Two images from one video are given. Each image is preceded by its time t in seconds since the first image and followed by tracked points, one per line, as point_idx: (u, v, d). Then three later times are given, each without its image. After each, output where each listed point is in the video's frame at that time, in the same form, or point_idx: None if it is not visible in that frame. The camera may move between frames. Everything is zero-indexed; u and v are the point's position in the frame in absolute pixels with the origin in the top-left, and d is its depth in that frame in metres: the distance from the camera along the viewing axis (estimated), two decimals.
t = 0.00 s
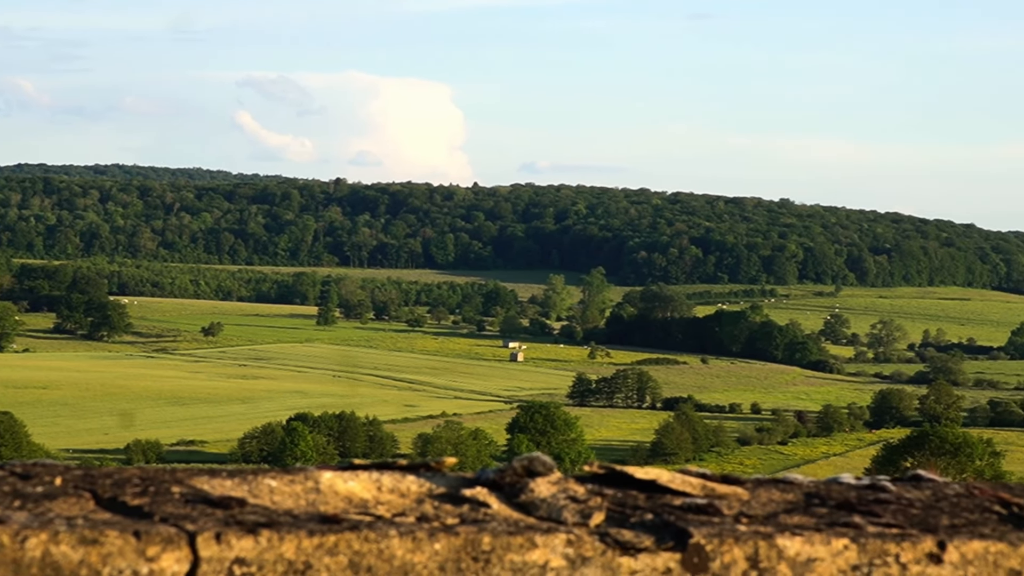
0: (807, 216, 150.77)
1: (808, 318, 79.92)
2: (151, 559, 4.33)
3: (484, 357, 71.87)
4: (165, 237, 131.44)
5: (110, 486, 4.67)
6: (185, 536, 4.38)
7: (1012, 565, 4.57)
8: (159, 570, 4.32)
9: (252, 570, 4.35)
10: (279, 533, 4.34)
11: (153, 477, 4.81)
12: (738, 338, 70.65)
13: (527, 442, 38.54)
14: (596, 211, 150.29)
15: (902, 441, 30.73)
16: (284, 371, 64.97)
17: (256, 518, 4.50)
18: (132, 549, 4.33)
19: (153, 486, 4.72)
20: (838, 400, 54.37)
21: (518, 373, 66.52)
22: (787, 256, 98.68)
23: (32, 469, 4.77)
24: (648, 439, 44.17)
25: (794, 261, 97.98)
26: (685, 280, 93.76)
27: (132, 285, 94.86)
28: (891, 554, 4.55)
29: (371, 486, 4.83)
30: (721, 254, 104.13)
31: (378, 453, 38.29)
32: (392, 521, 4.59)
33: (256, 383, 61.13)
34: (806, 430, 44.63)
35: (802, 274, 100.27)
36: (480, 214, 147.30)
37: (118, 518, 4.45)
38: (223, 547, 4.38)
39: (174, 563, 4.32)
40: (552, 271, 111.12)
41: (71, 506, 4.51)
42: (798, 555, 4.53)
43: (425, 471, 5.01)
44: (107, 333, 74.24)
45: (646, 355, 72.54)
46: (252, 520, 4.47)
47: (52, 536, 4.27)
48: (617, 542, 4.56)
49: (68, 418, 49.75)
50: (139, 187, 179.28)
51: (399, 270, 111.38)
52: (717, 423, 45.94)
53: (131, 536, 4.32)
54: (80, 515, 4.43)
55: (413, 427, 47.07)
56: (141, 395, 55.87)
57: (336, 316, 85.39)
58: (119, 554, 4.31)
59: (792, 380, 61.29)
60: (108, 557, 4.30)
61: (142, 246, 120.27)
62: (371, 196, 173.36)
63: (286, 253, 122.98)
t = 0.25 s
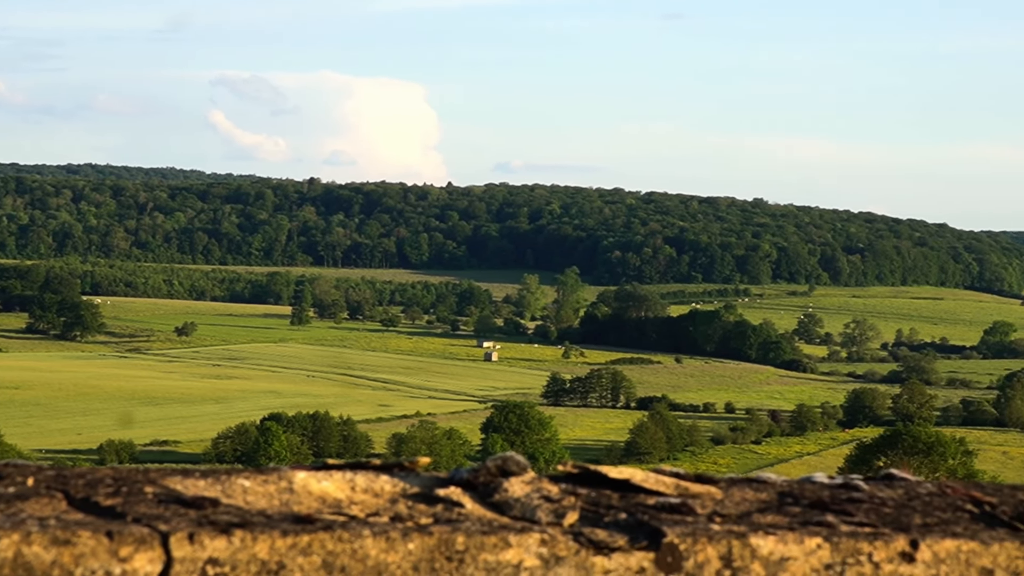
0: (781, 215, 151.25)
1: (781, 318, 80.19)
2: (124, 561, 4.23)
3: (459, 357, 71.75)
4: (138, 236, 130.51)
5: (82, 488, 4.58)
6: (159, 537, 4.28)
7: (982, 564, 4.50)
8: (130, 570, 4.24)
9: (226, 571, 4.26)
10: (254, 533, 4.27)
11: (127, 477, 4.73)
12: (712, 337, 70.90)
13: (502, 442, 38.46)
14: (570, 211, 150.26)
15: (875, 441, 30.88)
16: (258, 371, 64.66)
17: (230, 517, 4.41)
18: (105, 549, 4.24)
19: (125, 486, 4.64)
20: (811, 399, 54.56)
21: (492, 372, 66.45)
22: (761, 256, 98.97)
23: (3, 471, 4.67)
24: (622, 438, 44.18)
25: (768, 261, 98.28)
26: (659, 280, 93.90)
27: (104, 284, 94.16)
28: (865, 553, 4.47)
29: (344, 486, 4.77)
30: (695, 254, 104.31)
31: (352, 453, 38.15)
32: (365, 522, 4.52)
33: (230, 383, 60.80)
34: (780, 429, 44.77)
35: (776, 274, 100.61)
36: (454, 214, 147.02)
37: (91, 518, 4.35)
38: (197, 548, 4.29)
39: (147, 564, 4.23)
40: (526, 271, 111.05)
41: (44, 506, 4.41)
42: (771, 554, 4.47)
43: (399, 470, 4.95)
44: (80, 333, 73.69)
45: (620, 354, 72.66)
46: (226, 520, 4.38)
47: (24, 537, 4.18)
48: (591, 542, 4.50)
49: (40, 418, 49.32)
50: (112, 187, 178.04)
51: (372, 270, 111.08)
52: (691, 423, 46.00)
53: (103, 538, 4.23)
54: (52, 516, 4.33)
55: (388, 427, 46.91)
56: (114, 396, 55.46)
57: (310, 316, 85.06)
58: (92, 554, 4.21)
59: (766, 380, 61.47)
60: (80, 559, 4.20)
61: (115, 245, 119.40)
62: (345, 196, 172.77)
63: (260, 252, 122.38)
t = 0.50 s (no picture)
0: (757, 215, 151.72)
1: (758, 317, 80.49)
2: (99, 561, 4.16)
3: (435, 357, 71.63)
4: (113, 236, 129.75)
5: (56, 489, 4.50)
6: (133, 537, 4.21)
7: (956, 564, 4.41)
8: (107, 571, 4.16)
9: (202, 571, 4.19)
10: (229, 534, 4.20)
11: (102, 478, 4.65)
12: (688, 337, 71.13)
13: (478, 441, 38.41)
14: (546, 211, 150.31)
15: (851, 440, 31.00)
16: (235, 370, 64.41)
17: (207, 517, 4.35)
18: (81, 550, 4.15)
19: (101, 487, 4.56)
20: (788, 399, 54.74)
21: (469, 372, 66.38)
22: (738, 256, 99.33)
23: None
24: (599, 438, 44.19)
25: (744, 261, 98.60)
26: (636, 280, 94.10)
27: (80, 284, 93.60)
28: (840, 551, 4.41)
29: (320, 486, 4.71)
30: (671, 253, 104.56)
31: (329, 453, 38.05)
32: (342, 522, 4.45)
33: (206, 383, 60.54)
34: (756, 429, 44.88)
35: (752, 274, 100.98)
36: (431, 214, 146.80)
37: (66, 519, 4.28)
38: (173, 548, 4.22)
39: (122, 564, 4.16)
40: (503, 271, 111.08)
41: (17, 508, 4.34)
42: (748, 554, 4.40)
43: (375, 471, 4.90)
44: (55, 333, 73.21)
45: (597, 353, 72.79)
46: (202, 520, 4.32)
47: None
48: (567, 541, 4.44)
49: (15, 419, 48.96)
50: (87, 186, 176.98)
51: (349, 271, 110.87)
52: (668, 423, 46.06)
53: (79, 538, 4.15)
54: (26, 516, 4.26)
55: (364, 427, 46.79)
56: (89, 395, 55.13)
57: (286, 315, 84.82)
58: (67, 555, 4.13)
59: (742, 380, 61.69)
60: (55, 558, 4.12)
61: (90, 246, 118.70)
62: (322, 196, 172.39)
63: (236, 253, 121.92)
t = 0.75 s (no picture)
0: (736, 215, 152.15)
1: (737, 317, 80.71)
2: (76, 561, 4.06)
3: (415, 357, 71.53)
4: (92, 236, 129.13)
5: (34, 490, 4.43)
6: (111, 539, 4.12)
7: (936, 564, 4.37)
8: (84, 570, 4.07)
9: (180, 572, 4.10)
10: (207, 533, 4.12)
11: (79, 479, 4.60)
12: (668, 337, 71.29)
13: (458, 441, 38.37)
14: (526, 211, 150.38)
15: (830, 439, 31.11)
16: (214, 371, 64.15)
17: (184, 518, 4.27)
18: (58, 551, 4.05)
19: (78, 487, 4.49)
20: (767, 399, 54.88)
21: (449, 372, 66.32)
22: (717, 256, 99.60)
23: None
24: (578, 438, 44.20)
25: (723, 261, 98.88)
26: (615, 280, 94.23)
27: (58, 284, 93.12)
28: (818, 550, 4.38)
29: (299, 487, 4.65)
30: (651, 253, 104.77)
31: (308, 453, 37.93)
32: (320, 522, 4.39)
33: (185, 383, 60.29)
34: (735, 429, 44.99)
35: (731, 274, 101.25)
36: (410, 214, 146.63)
37: (43, 520, 4.20)
38: (150, 549, 4.13)
39: (99, 564, 4.06)
40: (482, 271, 111.12)
41: None
42: (728, 553, 4.35)
43: (355, 470, 4.86)
44: (33, 333, 72.74)
45: (577, 353, 72.84)
46: (180, 521, 4.24)
47: None
48: (547, 541, 4.38)
49: None
50: (65, 185, 176.10)
51: (328, 271, 110.68)
52: (648, 423, 46.12)
53: (55, 540, 4.05)
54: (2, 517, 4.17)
55: (344, 427, 46.67)
56: (67, 396, 54.81)
57: (265, 315, 84.55)
58: (43, 556, 4.03)
59: (721, 379, 61.85)
60: (32, 561, 4.01)
61: (68, 245, 118.11)
62: (301, 196, 171.98)
63: (215, 252, 121.50)
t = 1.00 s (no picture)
0: (714, 215, 152.62)
1: (715, 317, 80.93)
2: (54, 562, 3.97)
3: (394, 357, 71.39)
4: (69, 235, 128.41)
5: (11, 492, 4.36)
6: (88, 538, 4.03)
7: (913, 562, 4.33)
8: (60, 572, 3.97)
9: (158, 572, 4.01)
10: (186, 533, 4.02)
11: (57, 479, 4.54)
12: (647, 337, 71.42)
13: (437, 441, 38.29)
14: (505, 211, 150.43)
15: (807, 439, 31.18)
16: (192, 371, 63.88)
17: (162, 519, 4.20)
18: (35, 551, 3.97)
19: (56, 488, 4.43)
20: (745, 398, 55.00)
21: (428, 372, 66.24)
22: (695, 256, 99.90)
23: None
24: (557, 438, 44.17)
25: (702, 261, 99.16)
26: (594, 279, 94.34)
27: (35, 284, 92.55)
28: (797, 550, 4.33)
29: (278, 488, 4.61)
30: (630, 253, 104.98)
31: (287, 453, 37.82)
32: (299, 522, 4.34)
33: (163, 383, 60.02)
34: (714, 428, 45.06)
35: (710, 273, 101.55)
36: (389, 214, 146.44)
37: (20, 521, 4.13)
38: (127, 549, 4.04)
39: (76, 565, 3.97)
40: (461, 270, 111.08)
41: None
42: (705, 553, 4.31)
43: (333, 471, 4.81)
44: (10, 333, 72.28)
45: (556, 353, 72.87)
46: (158, 521, 4.17)
47: None
48: (526, 541, 4.34)
49: None
50: (43, 184, 175.18)
51: (307, 271, 110.39)
52: (627, 422, 46.16)
53: (32, 541, 3.96)
54: None
55: (322, 427, 46.53)
56: (44, 396, 54.47)
57: (244, 315, 84.27)
58: (21, 556, 3.94)
59: (700, 379, 62.01)
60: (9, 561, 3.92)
61: (45, 245, 117.49)
62: (280, 195, 171.58)
63: (194, 252, 121.07)
